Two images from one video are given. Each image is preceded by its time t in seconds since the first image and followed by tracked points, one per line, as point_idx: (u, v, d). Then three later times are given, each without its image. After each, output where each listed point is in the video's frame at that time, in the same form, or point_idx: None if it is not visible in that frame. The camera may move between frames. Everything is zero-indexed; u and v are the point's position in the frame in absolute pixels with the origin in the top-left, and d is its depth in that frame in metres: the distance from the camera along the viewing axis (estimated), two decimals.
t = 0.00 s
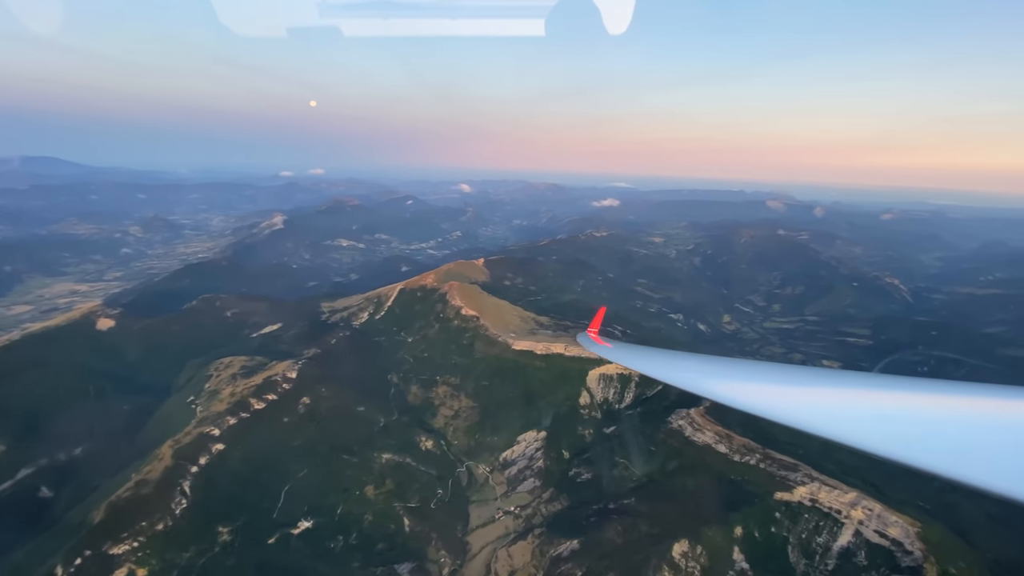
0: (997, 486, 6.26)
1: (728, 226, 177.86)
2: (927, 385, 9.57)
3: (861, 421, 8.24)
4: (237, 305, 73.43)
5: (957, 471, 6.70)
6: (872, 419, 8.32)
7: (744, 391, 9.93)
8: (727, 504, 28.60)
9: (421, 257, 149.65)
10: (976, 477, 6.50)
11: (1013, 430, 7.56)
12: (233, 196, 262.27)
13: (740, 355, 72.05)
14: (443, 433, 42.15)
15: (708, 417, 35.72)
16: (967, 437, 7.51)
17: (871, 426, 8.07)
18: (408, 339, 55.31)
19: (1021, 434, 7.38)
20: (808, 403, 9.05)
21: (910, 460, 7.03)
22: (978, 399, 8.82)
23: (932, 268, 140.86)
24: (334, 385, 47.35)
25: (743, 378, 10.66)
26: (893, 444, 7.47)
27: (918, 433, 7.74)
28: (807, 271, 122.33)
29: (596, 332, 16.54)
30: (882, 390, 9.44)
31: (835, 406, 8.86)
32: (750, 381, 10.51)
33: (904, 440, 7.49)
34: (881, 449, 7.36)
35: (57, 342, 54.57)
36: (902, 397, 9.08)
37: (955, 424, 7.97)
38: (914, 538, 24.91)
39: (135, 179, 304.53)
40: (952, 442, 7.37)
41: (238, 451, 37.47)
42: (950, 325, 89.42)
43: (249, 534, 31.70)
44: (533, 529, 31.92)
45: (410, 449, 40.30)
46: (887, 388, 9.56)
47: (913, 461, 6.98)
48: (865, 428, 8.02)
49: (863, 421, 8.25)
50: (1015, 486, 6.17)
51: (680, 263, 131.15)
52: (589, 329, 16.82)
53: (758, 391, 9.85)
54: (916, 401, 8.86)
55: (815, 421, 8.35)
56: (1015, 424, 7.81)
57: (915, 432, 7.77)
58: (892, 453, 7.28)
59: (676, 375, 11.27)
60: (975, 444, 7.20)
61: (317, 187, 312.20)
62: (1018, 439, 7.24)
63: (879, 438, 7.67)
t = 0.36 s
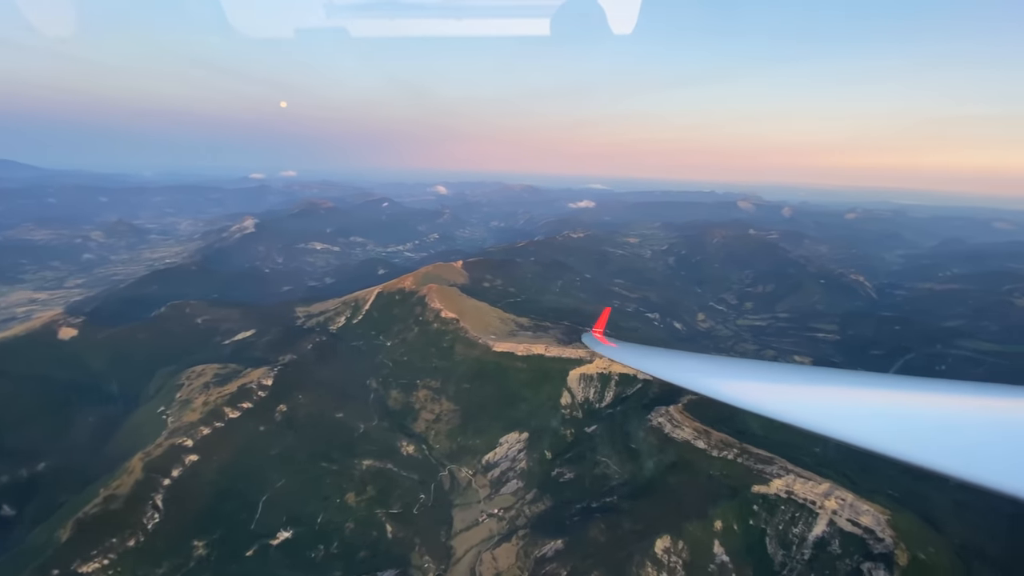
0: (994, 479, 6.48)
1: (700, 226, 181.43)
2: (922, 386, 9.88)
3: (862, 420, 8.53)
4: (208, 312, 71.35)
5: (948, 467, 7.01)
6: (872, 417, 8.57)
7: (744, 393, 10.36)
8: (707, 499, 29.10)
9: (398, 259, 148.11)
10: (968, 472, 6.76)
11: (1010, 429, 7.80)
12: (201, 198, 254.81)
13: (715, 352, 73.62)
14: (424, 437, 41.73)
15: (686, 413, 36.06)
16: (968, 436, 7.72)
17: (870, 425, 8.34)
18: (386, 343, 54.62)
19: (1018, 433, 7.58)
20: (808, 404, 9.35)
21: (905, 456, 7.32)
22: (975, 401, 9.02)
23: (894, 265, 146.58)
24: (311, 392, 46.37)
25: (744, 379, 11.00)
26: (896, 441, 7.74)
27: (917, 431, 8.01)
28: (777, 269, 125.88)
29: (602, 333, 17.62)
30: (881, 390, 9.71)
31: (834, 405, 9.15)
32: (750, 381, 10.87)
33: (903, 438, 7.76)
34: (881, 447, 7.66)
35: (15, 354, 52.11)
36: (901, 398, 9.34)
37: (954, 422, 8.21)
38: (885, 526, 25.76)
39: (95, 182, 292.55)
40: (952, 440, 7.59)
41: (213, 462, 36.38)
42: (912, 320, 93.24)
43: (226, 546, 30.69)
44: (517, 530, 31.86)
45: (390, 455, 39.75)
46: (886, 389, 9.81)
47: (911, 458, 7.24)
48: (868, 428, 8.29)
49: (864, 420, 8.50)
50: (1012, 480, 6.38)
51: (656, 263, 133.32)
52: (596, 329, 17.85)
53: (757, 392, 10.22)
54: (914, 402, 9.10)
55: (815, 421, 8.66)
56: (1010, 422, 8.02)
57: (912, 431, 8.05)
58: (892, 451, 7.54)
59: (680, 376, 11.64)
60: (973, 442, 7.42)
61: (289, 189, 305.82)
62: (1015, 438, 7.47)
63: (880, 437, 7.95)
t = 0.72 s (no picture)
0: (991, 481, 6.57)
1: (674, 225, 184.74)
2: (923, 386, 10.04)
3: (867, 420, 8.58)
4: (177, 318, 69.07)
5: (943, 466, 7.10)
6: (872, 418, 8.68)
7: (748, 392, 10.30)
8: (686, 493, 29.59)
9: (373, 261, 146.27)
10: (967, 472, 6.85)
11: (1008, 428, 7.96)
12: (166, 200, 246.67)
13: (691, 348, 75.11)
14: (405, 440, 41.22)
15: (664, 409, 36.86)
16: (966, 436, 7.85)
17: (874, 425, 8.45)
18: (364, 346, 53.81)
19: (1017, 433, 7.72)
20: (813, 404, 9.40)
21: (904, 457, 7.41)
22: (975, 402, 9.16)
23: (857, 261, 152.21)
24: (287, 397, 45.30)
25: (745, 378, 11.05)
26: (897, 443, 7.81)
27: (918, 432, 8.08)
28: (748, 266, 129.26)
29: (603, 334, 16.95)
30: (883, 390, 9.85)
31: (835, 405, 9.23)
32: (749, 380, 10.92)
33: (903, 439, 7.86)
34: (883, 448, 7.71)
35: None
36: (904, 398, 9.45)
37: (954, 423, 8.34)
38: (856, 513, 26.67)
39: (52, 184, 280.07)
40: (952, 440, 7.71)
41: (186, 472, 35.17)
42: (875, 314, 97.02)
43: (201, 558, 29.65)
44: (500, 530, 31.80)
45: (370, 459, 39.13)
46: (887, 389, 9.94)
47: (912, 459, 7.30)
48: (871, 428, 8.34)
49: (868, 420, 8.61)
50: (1011, 482, 6.45)
51: (631, 262, 135.27)
52: (597, 331, 17.18)
53: (759, 391, 10.25)
54: (917, 401, 9.23)
55: (820, 421, 8.66)
56: (1010, 422, 8.16)
57: (916, 432, 8.10)
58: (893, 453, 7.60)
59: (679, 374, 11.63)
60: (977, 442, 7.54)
61: (259, 190, 298.68)
62: (1014, 438, 7.62)
63: (884, 438, 8.00)
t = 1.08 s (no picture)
0: (989, 477, 6.53)
1: (646, 221, 187.71)
2: (926, 386, 10.06)
3: (870, 420, 8.60)
4: (140, 322, 66.44)
5: (940, 462, 7.14)
6: (873, 417, 8.71)
7: (750, 391, 10.37)
8: (664, 485, 30.32)
9: (346, 260, 143.95)
10: (963, 468, 6.89)
11: (1013, 426, 7.93)
12: (126, 200, 236.77)
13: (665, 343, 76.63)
14: (384, 442, 40.66)
15: (641, 402, 37.73)
16: (968, 433, 7.86)
17: (880, 424, 8.44)
18: (339, 347, 52.88)
19: None
20: (817, 403, 9.43)
21: (902, 453, 7.45)
22: (978, 400, 9.17)
23: (821, 255, 157.75)
24: (260, 402, 44.11)
25: (747, 379, 11.11)
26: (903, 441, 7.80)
27: (917, 430, 8.13)
28: (718, 261, 132.52)
29: (608, 333, 16.45)
30: (888, 390, 9.88)
31: (837, 404, 9.29)
32: (752, 380, 11.01)
33: (902, 436, 7.90)
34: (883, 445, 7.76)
35: None
36: (908, 398, 9.45)
37: (956, 422, 8.34)
38: (826, 498, 27.74)
39: None
40: (952, 437, 7.77)
41: (155, 481, 33.92)
42: (839, 305, 100.83)
43: (174, 569, 28.54)
44: (483, 528, 31.79)
45: (349, 462, 38.47)
46: (890, 389, 9.97)
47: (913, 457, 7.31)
48: (877, 427, 8.36)
49: (873, 420, 8.62)
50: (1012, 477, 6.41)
51: (605, 259, 136.87)
52: (599, 330, 16.68)
53: (761, 391, 10.31)
54: (919, 401, 9.28)
55: (825, 421, 8.66)
56: (1015, 421, 8.10)
57: (917, 429, 8.15)
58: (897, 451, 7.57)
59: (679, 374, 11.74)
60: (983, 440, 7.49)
61: (225, 189, 289.54)
62: (1020, 435, 7.60)
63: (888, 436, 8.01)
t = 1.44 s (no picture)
0: (997, 477, 6.37)
1: (618, 217, 190.33)
2: (923, 382, 9.85)
3: (874, 418, 8.29)
4: (101, 327, 63.63)
5: (943, 460, 6.97)
6: (870, 413, 8.50)
7: (747, 386, 9.86)
8: (642, 477, 31.16)
9: (317, 259, 141.15)
10: (970, 467, 6.71)
11: (1015, 425, 7.75)
12: (80, 198, 225.94)
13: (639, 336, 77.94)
14: (361, 443, 40.08)
15: (618, 395, 38.43)
16: (968, 431, 7.67)
17: (888, 423, 8.07)
18: (312, 348, 51.78)
19: None
20: (819, 399, 9.05)
21: (904, 451, 7.26)
22: (978, 399, 8.91)
23: (786, 248, 162.87)
24: (232, 406, 42.83)
25: (747, 372, 10.54)
26: (908, 438, 7.54)
27: (917, 428, 7.91)
28: (688, 255, 135.48)
29: (609, 331, 14.90)
30: (888, 386, 9.61)
31: (837, 400, 8.94)
32: (747, 374, 10.49)
33: (903, 433, 7.68)
34: (885, 442, 7.48)
35: None
36: (909, 396, 9.16)
37: (955, 420, 8.14)
38: (796, 482, 28.69)
39: None
40: (955, 436, 7.55)
41: (123, 490, 32.64)
42: (804, 296, 104.41)
43: None
44: (464, 526, 31.77)
45: (325, 465, 37.75)
46: (890, 386, 9.65)
47: (918, 455, 7.11)
48: (879, 425, 8.06)
49: (881, 419, 8.26)
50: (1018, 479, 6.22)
51: (579, 254, 138.21)
52: (600, 327, 15.10)
53: (757, 387, 9.86)
54: (915, 397, 9.07)
55: (828, 417, 8.37)
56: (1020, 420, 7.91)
57: (918, 427, 7.92)
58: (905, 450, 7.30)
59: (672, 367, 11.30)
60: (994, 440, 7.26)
61: (187, 187, 279.68)
62: None
63: (894, 434, 7.69)
